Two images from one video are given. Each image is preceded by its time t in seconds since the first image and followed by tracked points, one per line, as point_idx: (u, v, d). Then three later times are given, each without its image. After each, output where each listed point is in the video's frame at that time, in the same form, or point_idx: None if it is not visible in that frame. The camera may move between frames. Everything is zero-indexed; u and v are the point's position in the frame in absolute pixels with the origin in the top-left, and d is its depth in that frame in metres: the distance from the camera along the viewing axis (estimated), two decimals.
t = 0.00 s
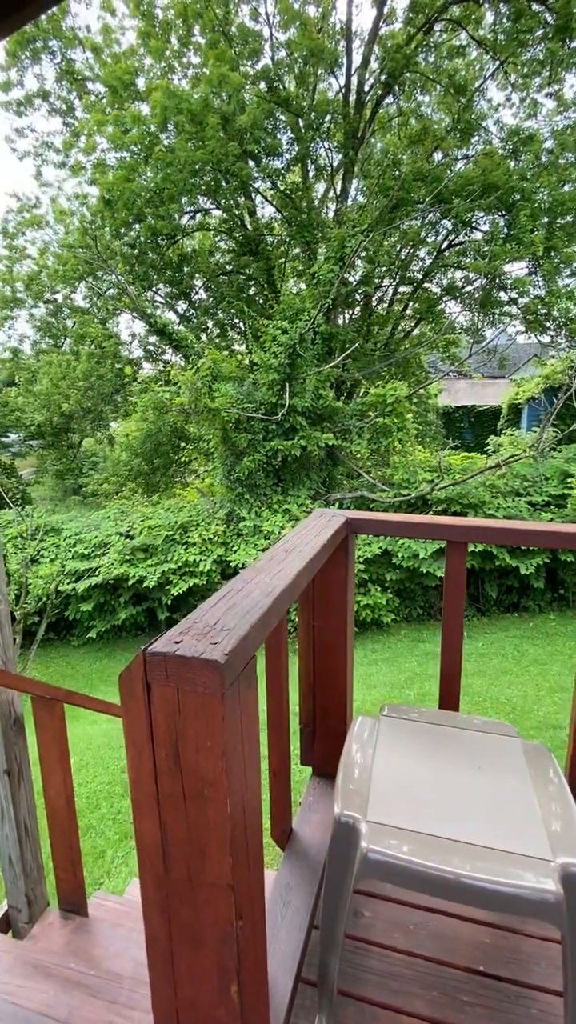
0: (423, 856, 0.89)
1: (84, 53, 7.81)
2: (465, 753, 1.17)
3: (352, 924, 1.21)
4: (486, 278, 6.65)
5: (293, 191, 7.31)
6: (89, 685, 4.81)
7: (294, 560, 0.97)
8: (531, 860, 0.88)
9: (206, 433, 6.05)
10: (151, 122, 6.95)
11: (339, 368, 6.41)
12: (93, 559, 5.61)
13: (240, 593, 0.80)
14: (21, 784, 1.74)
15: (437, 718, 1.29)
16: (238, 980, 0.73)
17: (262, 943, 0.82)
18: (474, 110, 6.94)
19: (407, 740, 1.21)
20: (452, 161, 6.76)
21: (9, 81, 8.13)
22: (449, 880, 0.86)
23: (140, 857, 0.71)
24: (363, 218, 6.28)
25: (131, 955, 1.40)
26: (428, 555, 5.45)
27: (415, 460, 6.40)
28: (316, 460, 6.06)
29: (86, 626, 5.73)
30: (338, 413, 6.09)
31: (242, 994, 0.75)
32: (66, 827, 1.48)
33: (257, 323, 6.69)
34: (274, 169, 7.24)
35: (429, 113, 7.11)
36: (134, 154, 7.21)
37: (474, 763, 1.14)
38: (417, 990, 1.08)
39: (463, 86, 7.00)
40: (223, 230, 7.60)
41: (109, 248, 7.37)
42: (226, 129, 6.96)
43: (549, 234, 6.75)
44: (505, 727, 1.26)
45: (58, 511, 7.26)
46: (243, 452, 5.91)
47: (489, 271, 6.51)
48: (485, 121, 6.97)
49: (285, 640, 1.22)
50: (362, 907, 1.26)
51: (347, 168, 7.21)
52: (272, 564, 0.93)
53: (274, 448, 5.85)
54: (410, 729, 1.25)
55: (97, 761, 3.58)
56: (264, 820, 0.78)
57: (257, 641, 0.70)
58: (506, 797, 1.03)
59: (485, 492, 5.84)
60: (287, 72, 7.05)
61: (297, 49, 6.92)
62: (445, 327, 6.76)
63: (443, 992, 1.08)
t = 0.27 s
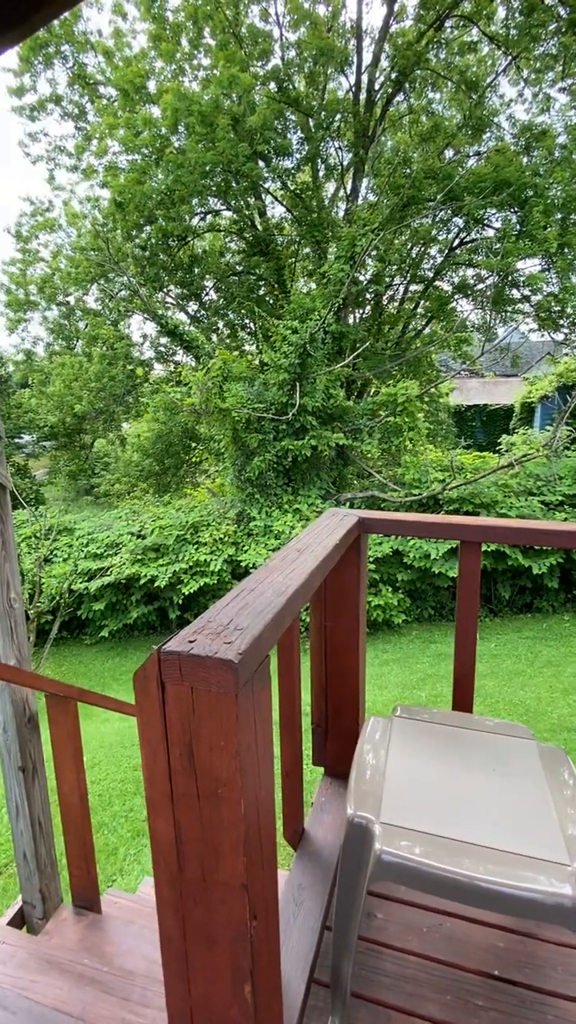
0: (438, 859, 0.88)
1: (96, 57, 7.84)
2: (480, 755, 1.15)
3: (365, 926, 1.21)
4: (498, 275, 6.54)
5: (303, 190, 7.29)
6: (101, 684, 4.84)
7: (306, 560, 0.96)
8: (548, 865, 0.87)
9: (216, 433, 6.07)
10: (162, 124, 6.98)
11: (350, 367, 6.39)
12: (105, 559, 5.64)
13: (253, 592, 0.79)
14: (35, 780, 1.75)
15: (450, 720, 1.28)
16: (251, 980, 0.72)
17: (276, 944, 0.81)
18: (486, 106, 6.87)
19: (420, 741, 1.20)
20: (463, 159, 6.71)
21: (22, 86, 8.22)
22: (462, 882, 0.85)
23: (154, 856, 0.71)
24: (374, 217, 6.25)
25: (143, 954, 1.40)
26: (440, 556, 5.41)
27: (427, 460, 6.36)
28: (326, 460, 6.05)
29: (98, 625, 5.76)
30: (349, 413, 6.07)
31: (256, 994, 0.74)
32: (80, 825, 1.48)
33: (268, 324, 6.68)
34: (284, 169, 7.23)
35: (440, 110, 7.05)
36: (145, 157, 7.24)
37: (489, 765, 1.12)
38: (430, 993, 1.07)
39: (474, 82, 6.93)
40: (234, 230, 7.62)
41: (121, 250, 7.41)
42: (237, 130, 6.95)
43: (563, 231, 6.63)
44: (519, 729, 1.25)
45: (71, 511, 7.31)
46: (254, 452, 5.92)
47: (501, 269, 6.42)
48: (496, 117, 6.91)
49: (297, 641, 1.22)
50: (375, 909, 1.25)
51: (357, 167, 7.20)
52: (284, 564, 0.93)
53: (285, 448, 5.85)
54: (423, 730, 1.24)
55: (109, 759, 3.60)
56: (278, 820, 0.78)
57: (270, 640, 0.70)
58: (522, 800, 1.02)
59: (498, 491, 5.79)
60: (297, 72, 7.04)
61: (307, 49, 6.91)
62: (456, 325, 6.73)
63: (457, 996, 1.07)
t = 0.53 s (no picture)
0: (455, 862, 0.87)
1: (107, 62, 7.89)
2: (496, 758, 1.14)
3: (380, 929, 1.20)
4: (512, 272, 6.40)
5: (313, 190, 7.28)
6: (114, 683, 4.86)
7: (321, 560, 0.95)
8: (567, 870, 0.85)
9: (227, 434, 6.09)
10: (173, 127, 7.01)
11: (360, 366, 6.37)
12: (117, 559, 5.67)
13: (269, 593, 0.79)
14: (51, 779, 1.76)
15: (466, 722, 1.27)
16: (268, 981, 0.72)
17: (292, 945, 0.81)
18: (497, 102, 6.82)
19: (436, 744, 1.19)
20: (475, 156, 6.65)
21: (35, 92, 8.31)
22: (476, 886, 0.84)
23: (171, 856, 0.71)
24: (385, 215, 6.21)
25: (157, 953, 1.40)
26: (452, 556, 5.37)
27: (439, 460, 6.31)
28: (337, 460, 6.03)
29: (111, 625, 5.79)
30: (360, 413, 6.04)
31: (273, 996, 0.74)
32: (94, 824, 1.49)
33: (278, 324, 6.68)
34: (294, 169, 7.22)
35: (451, 107, 7.00)
36: (156, 159, 7.29)
37: (506, 768, 1.11)
38: (447, 998, 1.06)
39: (486, 79, 6.88)
40: (244, 231, 7.63)
41: (132, 252, 7.45)
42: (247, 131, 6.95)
43: None
44: (537, 733, 1.23)
45: (84, 512, 7.36)
46: (265, 452, 5.94)
47: (515, 267, 6.26)
48: (508, 114, 6.86)
49: (311, 642, 1.21)
50: (390, 912, 1.24)
51: (368, 166, 7.18)
52: (299, 565, 0.92)
53: (296, 449, 5.85)
54: (439, 732, 1.23)
55: (122, 758, 3.61)
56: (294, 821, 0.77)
57: (286, 641, 0.69)
58: (539, 805, 1.01)
59: (511, 491, 5.73)
60: (306, 72, 7.03)
61: (316, 49, 6.90)
62: (468, 323, 6.67)
63: (474, 1001, 1.06)
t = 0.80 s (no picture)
0: (469, 865, 0.86)
1: (116, 65, 7.93)
2: (510, 760, 1.13)
3: (392, 931, 1.19)
4: (522, 270, 6.38)
5: (322, 190, 7.29)
6: (125, 682, 4.89)
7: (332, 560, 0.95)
8: None
9: (236, 434, 6.11)
10: (181, 129, 7.03)
11: (370, 365, 6.36)
12: (128, 559, 5.69)
13: (281, 592, 0.78)
14: (63, 777, 1.77)
15: (479, 724, 1.26)
16: (282, 982, 0.72)
17: (305, 946, 0.81)
18: (507, 99, 6.77)
19: (449, 746, 1.17)
20: (484, 153, 6.60)
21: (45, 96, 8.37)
22: (488, 888, 0.83)
23: (184, 855, 0.71)
24: (394, 213, 6.18)
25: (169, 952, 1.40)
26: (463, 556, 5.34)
27: (449, 459, 6.28)
28: (346, 460, 6.02)
29: (121, 624, 5.81)
30: (369, 412, 6.03)
31: (286, 997, 0.73)
32: (106, 822, 1.50)
33: (287, 324, 6.68)
34: (303, 168, 7.23)
35: (460, 104, 6.97)
36: (165, 161, 7.32)
37: (520, 771, 1.10)
38: (460, 1001, 1.05)
39: (495, 75, 6.83)
40: (253, 231, 7.65)
41: (142, 254, 7.48)
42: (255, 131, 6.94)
43: None
44: (551, 735, 1.22)
45: (94, 512, 7.39)
46: (274, 452, 5.95)
47: (525, 263, 6.25)
48: (518, 110, 6.82)
49: (322, 643, 1.21)
50: (402, 913, 1.23)
51: (376, 164, 7.16)
52: (310, 564, 0.92)
53: (305, 449, 5.85)
54: (451, 734, 1.22)
55: (133, 757, 3.63)
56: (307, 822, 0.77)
57: (299, 640, 0.69)
58: (554, 807, 0.99)
59: (522, 490, 5.68)
60: (314, 71, 7.02)
61: (325, 48, 6.89)
62: (479, 322, 6.63)
63: (488, 1004, 1.05)
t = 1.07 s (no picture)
0: (480, 866, 0.85)
1: (124, 67, 7.96)
2: (521, 762, 1.12)
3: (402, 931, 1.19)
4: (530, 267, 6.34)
5: (329, 190, 7.29)
6: (134, 681, 4.91)
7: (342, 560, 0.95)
8: None
9: (244, 434, 6.13)
10: (188, 130, 7.04)
11: (377, 364, 6.34)
12: (136, 559, 5.71)
13: (291, 592, 0.78)
14: (73, 775, 1.78)
15: (490, 724, 1.25)
16: (293, 982, 0.71)
17: (316, 946, 0.81)
18: (515, 95, 6.72)
19: (460, 746, 1.17)
20: (492, 150, 6.57)
21: (53, 100, 8.42)
22: (496, 888, 0.83)
23: (195, 854, 0.71)
24: (401, 212, 6.16)
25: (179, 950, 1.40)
26: (471, 555, 5.31)
27: (457, 459, 6.25)
28: (353, 459, 6.00)
29: (130, 624, 5.84)
30: (376, 412, 6.02)
31: (297, 998, 0.73)
32: (116, 820, 1.51)
33: (294, 324, 6.68)
34: (310, 168, 7.22)
35: (468, 101, 6.94)
36: (172, 163, 7.33)
37: (531, 772, 1.09)
38: (471, 1002, 1.05)
39: (503, 71, 6.79)
40: (260, 231, 7.66)
41: (149, 255, 7.51)
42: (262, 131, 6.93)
43: None
44: (563, 736, 1.21)
45: (103, 512, 7.43)
46: (281, 452, 5.96)
47: (533, 261, 6.22)
48: (526, 107, 6.77)
49: (331, 643, 1.21)
50: (412, 915, 1.23)
51: (383, 163, 7.15)
52: (320, 564, 0.92)
53: (311, 448, 5.84)
54: (462, 735, 1.21)
55: (142, 755, 3.64)
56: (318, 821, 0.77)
57: (310, 640, 0.69)
58: (566, 809, 0.99)
59: (531, 489, 5.64)
60: (321, 70, 7.02)
61: (331, 47, 6.89)
62: (487, 320, 6.60)
63: (499, 1006, 1.04)
